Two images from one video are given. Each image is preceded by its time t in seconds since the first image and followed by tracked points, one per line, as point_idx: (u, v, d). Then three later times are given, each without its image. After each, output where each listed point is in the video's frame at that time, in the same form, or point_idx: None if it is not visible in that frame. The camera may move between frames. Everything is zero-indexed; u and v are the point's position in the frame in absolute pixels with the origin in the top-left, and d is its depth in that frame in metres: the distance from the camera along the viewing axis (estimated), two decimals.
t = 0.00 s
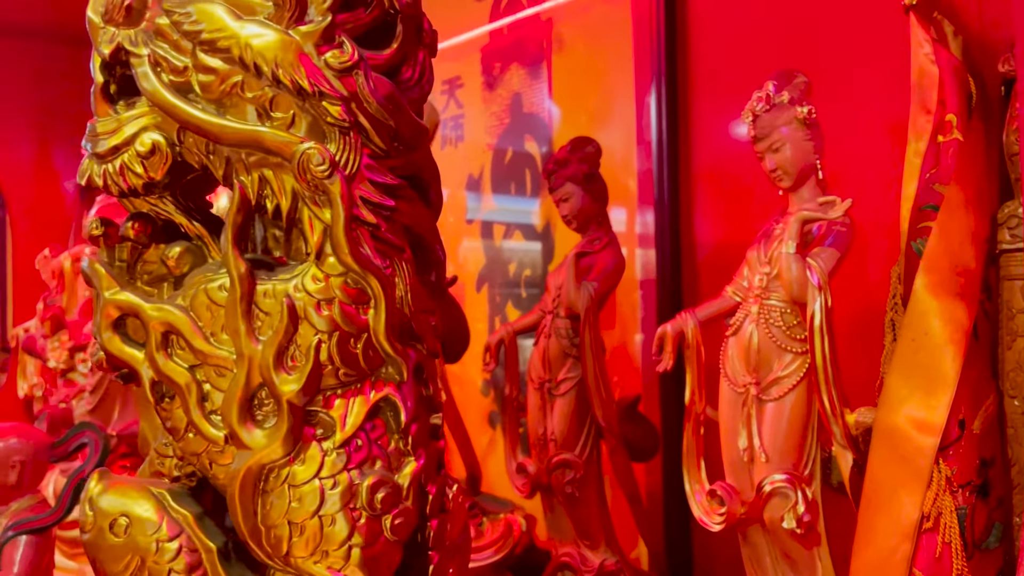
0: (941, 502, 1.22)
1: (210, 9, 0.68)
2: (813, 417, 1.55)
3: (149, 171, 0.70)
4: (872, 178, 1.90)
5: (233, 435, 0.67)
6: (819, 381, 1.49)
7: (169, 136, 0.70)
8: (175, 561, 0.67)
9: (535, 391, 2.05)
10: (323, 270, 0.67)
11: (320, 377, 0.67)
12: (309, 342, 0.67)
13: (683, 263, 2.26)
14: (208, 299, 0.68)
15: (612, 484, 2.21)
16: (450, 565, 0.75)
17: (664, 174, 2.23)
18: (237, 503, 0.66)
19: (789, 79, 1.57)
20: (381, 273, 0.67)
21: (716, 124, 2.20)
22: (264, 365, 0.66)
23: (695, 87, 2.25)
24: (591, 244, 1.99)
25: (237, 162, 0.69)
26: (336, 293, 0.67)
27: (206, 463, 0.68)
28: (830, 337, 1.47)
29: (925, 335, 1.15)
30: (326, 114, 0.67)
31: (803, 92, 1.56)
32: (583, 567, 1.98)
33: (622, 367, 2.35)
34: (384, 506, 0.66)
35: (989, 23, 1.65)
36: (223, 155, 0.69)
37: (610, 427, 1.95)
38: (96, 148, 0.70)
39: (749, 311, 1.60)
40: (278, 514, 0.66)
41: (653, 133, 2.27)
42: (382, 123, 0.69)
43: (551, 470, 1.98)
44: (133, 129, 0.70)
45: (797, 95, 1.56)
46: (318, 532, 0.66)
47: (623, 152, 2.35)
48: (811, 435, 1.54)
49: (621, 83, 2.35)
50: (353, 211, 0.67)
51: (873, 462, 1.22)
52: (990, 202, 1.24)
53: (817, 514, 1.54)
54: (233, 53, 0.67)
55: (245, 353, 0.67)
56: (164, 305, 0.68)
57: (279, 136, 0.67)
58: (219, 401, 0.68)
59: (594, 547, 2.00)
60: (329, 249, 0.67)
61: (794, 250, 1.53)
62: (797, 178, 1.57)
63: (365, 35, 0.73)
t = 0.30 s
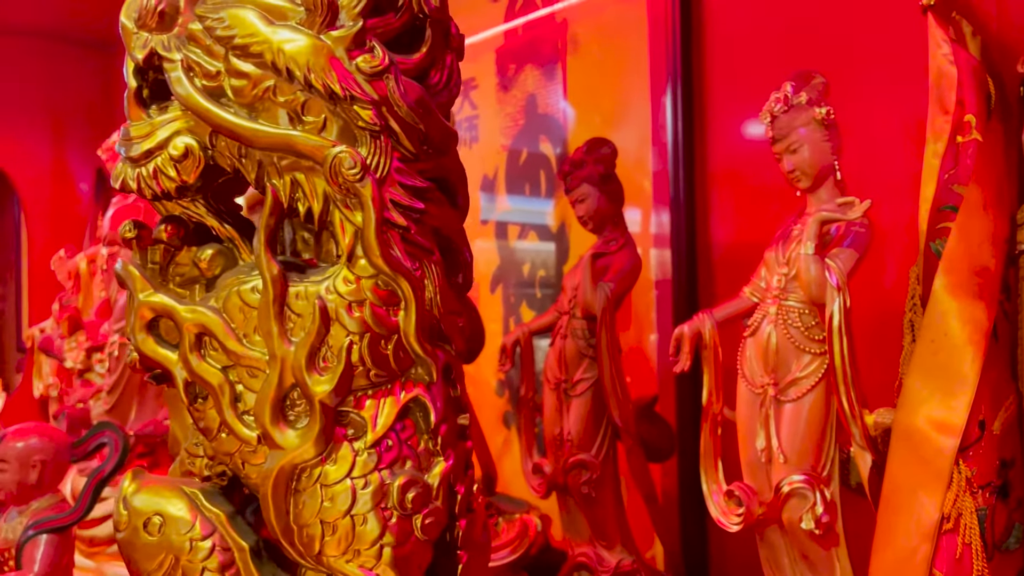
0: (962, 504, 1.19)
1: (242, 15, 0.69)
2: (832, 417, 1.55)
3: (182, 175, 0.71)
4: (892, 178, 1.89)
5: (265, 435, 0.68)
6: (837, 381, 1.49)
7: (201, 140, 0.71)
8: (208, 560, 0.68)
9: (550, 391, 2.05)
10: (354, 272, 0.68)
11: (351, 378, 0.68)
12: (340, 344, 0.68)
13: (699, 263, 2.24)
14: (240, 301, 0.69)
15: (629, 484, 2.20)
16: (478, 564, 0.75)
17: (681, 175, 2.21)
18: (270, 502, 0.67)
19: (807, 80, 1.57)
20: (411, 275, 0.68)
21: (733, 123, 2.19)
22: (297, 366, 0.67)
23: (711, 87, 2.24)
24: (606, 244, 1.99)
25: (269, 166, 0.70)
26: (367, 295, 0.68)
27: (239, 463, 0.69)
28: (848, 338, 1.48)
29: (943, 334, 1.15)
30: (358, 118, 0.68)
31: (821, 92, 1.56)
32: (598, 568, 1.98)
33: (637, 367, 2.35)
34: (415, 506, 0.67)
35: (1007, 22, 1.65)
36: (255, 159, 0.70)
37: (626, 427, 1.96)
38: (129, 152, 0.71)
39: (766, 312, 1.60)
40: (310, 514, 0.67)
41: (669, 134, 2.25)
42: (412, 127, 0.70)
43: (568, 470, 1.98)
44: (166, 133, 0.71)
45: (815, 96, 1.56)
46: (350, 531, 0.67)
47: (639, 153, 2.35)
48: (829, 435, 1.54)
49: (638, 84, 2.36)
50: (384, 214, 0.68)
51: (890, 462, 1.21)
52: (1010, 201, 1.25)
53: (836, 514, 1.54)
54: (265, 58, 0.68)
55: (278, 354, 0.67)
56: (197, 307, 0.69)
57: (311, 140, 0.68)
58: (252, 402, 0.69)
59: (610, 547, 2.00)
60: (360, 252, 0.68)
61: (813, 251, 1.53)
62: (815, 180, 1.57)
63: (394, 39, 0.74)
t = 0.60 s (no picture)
0: (983, 504, 1.17)
1: (274, 16, 0.69)
2: (851, 418, 1.54)
3: (212, 176, 0.71)
4: (911, 178, 1.89)
5: (297, 435, 0.68)
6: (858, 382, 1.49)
7: (232, 141, 0.71)
8: (239, 559, 0.68)
9: (567, 392, 2.04)
10: (385, 273, 0.68)
11: (382, 378, 0.68)
12: (371, 344, 0.68)
13: (715, 264, 2.23)
14: (271, 301, 0.70)
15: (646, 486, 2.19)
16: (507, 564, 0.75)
17: (696, 175, 2.21)
18: (301, 501, 0.67)
19: (826, 80, 1.56)
20: (442, 276, 0.68)
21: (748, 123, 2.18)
22: (328, 366, 0.67)
23: (726, 87, 2.22)
24: (623, 245, 1.99)
25: (300, 167, 0.70)
26: (397, 296, 0.68)
27: (270, 463, 0.70)
28: (869, 338, 1.47)
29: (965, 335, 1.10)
30: (388, 119, 0.68)
31: (840, 92, 1.55)
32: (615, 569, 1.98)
33: (653, 368, 2.34)
34: (445, 506, 0.67)
35: None
36: (286, 160, 0.70)
37: (643, 428, 1.95)
38: (160, 154, 0.72)
39: (785, 312, 1.60)
40: (341, 514, 0.67)
41: (684, 134, 2.25)
42: (442, 127, 0.70)
43: (584, 471, 1.97)
44: (196, 135, 0.71)
45: (834, 96, 1.55)
46: (381, 531, 0.67)
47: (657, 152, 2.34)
48: (849, 435, 1.53)
49: (654, 84, 2.35)
50: (415, 215, 0.68)
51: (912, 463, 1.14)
52: None
53: (855, 516, 1.54)
54: (296, 59, 0.68)
55: (309, 354, 0.68)
56: (229, 307, 0.70)
57: (342, 142, 0.68)
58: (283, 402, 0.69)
59: (627, 549, 1.99)
60: (390, 252, 0.68)
61: (832, 251, 1.53)
62: (834, 180, 1.56)
63: (423, 41, 0.74)
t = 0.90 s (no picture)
0: (1009, 506, 1.05)
1: (305, 19, 0.69)
2: (871, 419, 1.54)
3: (243, 178, 0.71)
4: (931, 179, 1.87)
5: (328, 437, 0.68)
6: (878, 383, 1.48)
7: (262, 144, 0.71)
8: (271, 561, 0.68)
9: (583, 394, 2.03)
10: (416, 274, 0.68)
11: (413, 380, 0.68)
12: (402, 346, 0.68)
13: (731, 264, 2.22)
14: (303, 303, 0.70)
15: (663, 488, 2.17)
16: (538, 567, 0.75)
17: (713, 174, 2.20)
18: (333, 503, 0.67)
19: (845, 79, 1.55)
20: (473, 278, 0.68)
21: (766, 123, 2.16)
22: (360, 368, 0.67)
23: (743, 87, 2.21)
24: (640, 246, 1.98)
25: (331, 169, 0.70)
26: (428, 298, 0.68)
27: (301, 465, 0.70)
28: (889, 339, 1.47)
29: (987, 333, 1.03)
30: (419, 121, 0.68)
31: (860, 92, 1.55)
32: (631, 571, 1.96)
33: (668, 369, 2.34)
34: (477, 507, 0.67)
35: None
36: (317, 162, 0.70)
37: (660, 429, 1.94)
38: (191, 156, 0.72)
39: (804, 314, 1.59)
40: (373, 515, 0.67)
41: (700, 134, 2.24)
42: (472, 129, 0.70)
43: (600, 471, 1.96)
44: (227, 137, 0.71)
45: (853, 95, 1.54)
46: (413, 533, 0.67)
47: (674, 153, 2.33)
48: (868, 436, 1.52)
49: (669, 84, 2.35)
50: (445, 216, 0.68)
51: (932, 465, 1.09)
52: None
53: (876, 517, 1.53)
54: (328, 62, 0.69)
55: (341, 356, 0.68)
56: (260, 309, 0.70)
57: (374, 144, 0.68)
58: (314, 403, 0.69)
59: (644, 549, 1.98)
60: (421, 254, 0.68)
61: (853, 251, 1.52)
62: (854, 180, 1.56)
63: (453, 43, 0.74)
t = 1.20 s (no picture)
0: None
1: (335, 22, 0.69)
2: (890, 420, 1.53)
3: (272, 180, 0.71)
4: (950, 178, 1.86)
5: (358, 438, 0.68)
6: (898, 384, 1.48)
7: (291, 145, 0.71)
8: (300, 562, 0.69)
9: (598, 395, 2.03)
10: (445, 276, 0.68)
11: (443, 381, 0.68)
12: (432, 348, 0.68)
13: (747, 264, 2.20)
14: (332, 304, 0.70)
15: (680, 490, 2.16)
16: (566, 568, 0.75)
17: (728, 176, 2.19)
18: (362, 504, 0.67)
19: (864, 80, 1.54)
20: (502, 279, 0.68)
21: (782, 123, 2.14)
22: (390, 370, 0.68)
23: (759, 86, 2.19)
24: (655, 247, 1.98)
25: (360, 171, 0.70)
26: (457, 299, 0.68)
27: (330, 466, 0.70)
28: (908, 340, 1.46)
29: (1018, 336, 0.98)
30: (448, 123, 0.68)
31: (878, 92, 1.54)
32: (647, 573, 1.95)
33: (682, 369, 2.33)
34: (506, 509, 0.67)
35: None
36: (346, 164, 0.71)
37: (676, 431, 1.93)
38: (220, 157, 0.72)
39: (822, 315, 1.59)
40: (403, 517, 0.67)
41: (716, 133, 2.23)
42: (501, 131, 0.70)
43: (616, 474, 1.95)
44: (256, 139, 0.71)
45: (872, 96, 1.53)
46: (443, 534, 0.67)
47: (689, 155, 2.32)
48: (887, 437, 1.52)
49: (683, 85, 2.34)
50: (475, 219, 0.68)
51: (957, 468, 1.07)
52: None
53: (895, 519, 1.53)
54: (357, 64, 0.69)
55: (370, 358, 0.68)
56: (290, 311, 0.70)
57: (404, 146, 0.68)
58: (344, 405, 0.69)
59: (659, 551, 1.98)
60: (450, 256, 0.68)
61: (872, 252, 1.52)
62: (872, 181, 1.55)
63: (481, 44, 0.74)
